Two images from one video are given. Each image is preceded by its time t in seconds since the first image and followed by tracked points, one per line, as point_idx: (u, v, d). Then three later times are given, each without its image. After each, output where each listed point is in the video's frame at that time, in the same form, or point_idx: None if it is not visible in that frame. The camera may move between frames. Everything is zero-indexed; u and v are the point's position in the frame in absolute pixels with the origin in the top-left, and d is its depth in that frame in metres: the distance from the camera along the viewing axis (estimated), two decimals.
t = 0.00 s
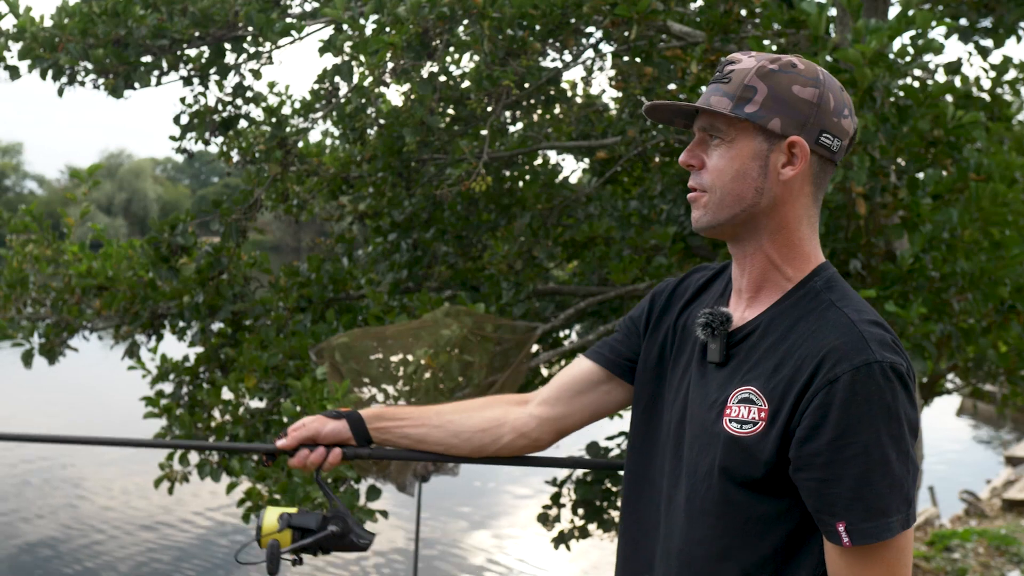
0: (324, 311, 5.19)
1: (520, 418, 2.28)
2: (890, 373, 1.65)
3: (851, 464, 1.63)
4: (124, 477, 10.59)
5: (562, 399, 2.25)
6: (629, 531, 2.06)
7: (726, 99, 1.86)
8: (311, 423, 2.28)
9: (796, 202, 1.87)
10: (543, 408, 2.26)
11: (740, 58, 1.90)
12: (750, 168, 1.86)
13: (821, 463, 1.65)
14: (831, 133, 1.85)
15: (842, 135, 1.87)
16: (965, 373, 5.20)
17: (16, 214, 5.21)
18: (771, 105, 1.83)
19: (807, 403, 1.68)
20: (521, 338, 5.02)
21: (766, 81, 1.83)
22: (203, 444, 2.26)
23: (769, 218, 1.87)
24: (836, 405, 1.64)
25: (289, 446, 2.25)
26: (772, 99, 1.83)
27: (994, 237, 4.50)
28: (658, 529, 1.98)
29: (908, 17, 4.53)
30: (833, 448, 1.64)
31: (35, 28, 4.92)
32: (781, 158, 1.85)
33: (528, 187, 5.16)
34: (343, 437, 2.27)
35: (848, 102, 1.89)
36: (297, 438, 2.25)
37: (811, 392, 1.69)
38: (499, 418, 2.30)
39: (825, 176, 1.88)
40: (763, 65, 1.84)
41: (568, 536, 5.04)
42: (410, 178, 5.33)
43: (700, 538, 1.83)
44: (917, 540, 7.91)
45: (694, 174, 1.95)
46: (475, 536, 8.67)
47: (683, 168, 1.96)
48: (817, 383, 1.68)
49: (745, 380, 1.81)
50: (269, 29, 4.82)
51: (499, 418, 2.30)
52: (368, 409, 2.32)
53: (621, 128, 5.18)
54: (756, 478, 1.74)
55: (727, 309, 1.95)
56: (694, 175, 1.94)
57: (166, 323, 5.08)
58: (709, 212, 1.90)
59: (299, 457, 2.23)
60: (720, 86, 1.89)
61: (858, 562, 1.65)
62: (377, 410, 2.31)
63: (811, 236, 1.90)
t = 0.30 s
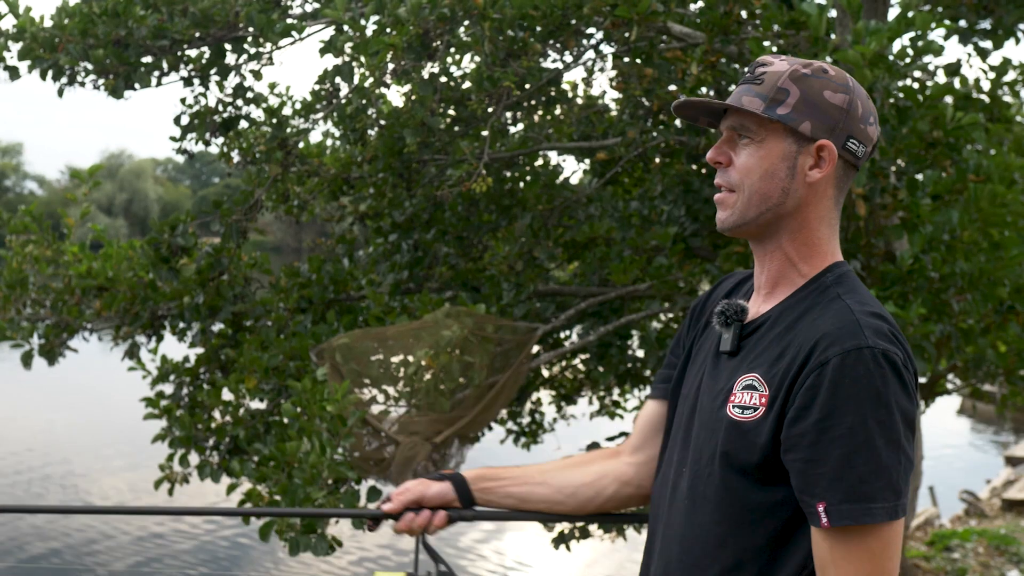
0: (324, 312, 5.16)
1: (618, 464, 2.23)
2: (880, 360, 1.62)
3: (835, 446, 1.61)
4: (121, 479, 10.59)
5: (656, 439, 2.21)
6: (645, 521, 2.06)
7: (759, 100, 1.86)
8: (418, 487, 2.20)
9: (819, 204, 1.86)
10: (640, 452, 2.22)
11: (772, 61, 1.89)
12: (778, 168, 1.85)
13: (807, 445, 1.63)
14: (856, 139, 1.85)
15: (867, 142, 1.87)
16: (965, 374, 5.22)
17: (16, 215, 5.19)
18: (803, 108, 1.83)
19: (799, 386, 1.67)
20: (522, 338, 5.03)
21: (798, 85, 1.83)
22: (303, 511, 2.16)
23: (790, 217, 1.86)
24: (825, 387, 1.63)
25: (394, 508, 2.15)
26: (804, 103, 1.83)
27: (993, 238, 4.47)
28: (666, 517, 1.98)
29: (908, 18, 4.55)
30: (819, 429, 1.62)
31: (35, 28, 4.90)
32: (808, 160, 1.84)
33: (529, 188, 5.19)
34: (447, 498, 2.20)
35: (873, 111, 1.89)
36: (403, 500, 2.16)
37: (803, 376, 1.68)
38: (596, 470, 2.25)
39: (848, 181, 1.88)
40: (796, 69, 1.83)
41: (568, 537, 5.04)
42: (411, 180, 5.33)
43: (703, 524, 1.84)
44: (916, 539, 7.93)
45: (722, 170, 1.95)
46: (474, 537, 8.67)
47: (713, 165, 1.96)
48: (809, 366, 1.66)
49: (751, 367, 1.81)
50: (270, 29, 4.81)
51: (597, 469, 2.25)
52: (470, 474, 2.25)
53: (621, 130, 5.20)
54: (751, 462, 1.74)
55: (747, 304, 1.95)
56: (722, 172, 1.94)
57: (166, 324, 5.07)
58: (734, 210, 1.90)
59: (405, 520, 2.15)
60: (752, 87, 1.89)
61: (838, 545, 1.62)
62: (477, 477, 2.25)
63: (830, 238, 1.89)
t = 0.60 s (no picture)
0: (324, 313, 5.16)
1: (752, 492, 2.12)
2: (826, 345, 1.52)
3: (760, 415, 1.53)
4: (118, 480, 10.58)
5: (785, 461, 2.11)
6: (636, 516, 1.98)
7: (770, 106, 1.75)
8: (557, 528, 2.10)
9: (823, 210, 1.77)
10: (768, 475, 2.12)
11: (779, 66, 1.79)
12: (785, 174, 1.75)
13: (738, 414, 1.56)
14: (862, 148, 1.77)
15: (872, 151, 1.80)
16: (963, 374, 5.24)
17: (14, 216, 5.17)
18: (814, 117, 1.73)
19: (752, 362, 1.60)
20: (522, 339, 4.99)
21: (810, 93, 1.74)
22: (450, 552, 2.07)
23: (792, 220, 1.77)
24: (767, 362, 1.55)
25: (537, 547, 2.06)
26: (815, 111, 1.73)
27: (991, 239, 4.48)
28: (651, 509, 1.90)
29: (906, 20, 4.56)
30: (751, 400, 1.55)
31: (33, 28, 4.87)
32: (816, 168, 1.75)
33: (529, 189, 5.23)
34: (589, 536, 2.11)
35: (877, 120, 1.82)
36: (545, 540, 2.06)
37: (757, 357, 1.60)
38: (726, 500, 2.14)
39: (851, 190, 1.80)
40: (807, 77, 1.74)
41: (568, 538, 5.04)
42: (411, 180, 5.33)
43: (681, 511, 1.77)
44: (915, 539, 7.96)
45: (726, 175, 1.84)
46: (472, 538, 8.67)
47: (717, 169, 1.85)
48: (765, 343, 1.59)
49: (732, 356, 1.73)
50: (269, 29, 4.80)
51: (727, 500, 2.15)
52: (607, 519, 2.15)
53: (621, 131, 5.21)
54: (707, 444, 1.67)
55: (747, 306, 1.85)
56: (727, 177, 1.83)
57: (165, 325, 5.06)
58: (737, 214, 1.80)
59: (550, 556, 2.04)
60: (760, 92, 1.77)
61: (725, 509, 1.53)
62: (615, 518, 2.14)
63: (832, 243, 1.79)
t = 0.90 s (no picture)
0: (322, 314, 5.16)
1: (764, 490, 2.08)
2: (802, 339, 1.51)
3: (742, 414, 1.53)
4: (117, 480, 10.57)
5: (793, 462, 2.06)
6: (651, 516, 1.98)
7: (763, 109, 1.74)
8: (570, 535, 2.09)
9: (820, 211, 1.77)
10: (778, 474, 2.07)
11: (772, 67, 1.78)
12: (780, 177, 1.75)
13: (724, 413, 1.56)
14: (858, 146, 1.76)
15: (867, 148, 1.79)
16: (962, 375, 5.24)
17: (11, 217, 5.15)
18: (807, 118, 1.72)
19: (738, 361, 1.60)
20: (521, 340, 5.00)
21: (803, 94, 1.72)
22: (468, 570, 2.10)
23: (788, 222, 1.76)
24: (748, 359, 1.55)
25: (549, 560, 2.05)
26: (809, 112, 1.72)
27: (990, 240, 4.46)
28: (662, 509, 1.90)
29: (905, 21, 4.56)
30: (735, 398, 1.55)
31: (30, 28, 4.85)
32: (811, 169, 1.74)
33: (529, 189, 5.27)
34: (602, 544, 2.08)
35: (872, 116, 1.80)
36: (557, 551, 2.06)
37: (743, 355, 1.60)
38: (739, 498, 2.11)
39: (848, 188, 1.79)
40: (800, 77, 1.73)
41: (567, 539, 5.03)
42: (410, 181, 5.33)
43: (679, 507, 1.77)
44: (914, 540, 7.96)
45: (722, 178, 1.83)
46: (471, 539, 8.67)
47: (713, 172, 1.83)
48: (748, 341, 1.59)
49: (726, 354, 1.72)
50: (267, 30, 4.80)
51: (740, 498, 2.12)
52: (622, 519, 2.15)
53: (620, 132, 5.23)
54: (700, 441, 1.68)
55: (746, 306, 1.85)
56: (723, 180, 1.82)
57: (163, 326, 5.05)
58: (733, 218, 1.79)
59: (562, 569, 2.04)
60: (753, 94, 1.76)
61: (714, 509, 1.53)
62: (632, 519, 2.15)
63: (830, 243, 1.79)
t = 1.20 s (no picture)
0: (322, 315, 5.16)
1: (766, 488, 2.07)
2: (868, 354, 1.52)
3: (813, 436, 1.52)
4: (118, 481, 10.56)
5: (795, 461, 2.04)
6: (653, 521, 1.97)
7: (740, 135, 1.73)
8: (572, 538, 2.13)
9: (819, 216, 1.76)
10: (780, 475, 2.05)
11: (737, 90, 1.77)
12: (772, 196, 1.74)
13: (789, 437, 1.54)
14: (839, 146, 1.74)
15: (847, 145, 1.77)
16: (962, 376, 5.23)
17: (11, 217, 5.15)
18: (785, 134, 1.71)
19: (785, 379, 1.58)
20: (521, 340, 4.99)
21: (774, 111, 1.72)
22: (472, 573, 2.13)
23: (793, 233, 1.76)
24: (808, 380, 1.54)
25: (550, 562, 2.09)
26: (785, 129, 1.71)
27: (991, 241, 4.46)
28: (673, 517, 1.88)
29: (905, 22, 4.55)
30: (801, 422, 1.53)
31: (30, 28, 4.85)
32: (802, 179, 1.72)
33: (529, 189, 5.30)
34: (603, 547, 2.12)
35: (845, 112, 1.78)
36: (558, 554, 2.10)
37: (790, 370, 1.58)
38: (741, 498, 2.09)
39: (839, 188, 1.77)
40: (767, 96, 1.72)
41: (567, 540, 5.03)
42: (410, 181, 5.33)
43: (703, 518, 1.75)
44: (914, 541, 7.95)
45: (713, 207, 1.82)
46: (471, 540, 8.66)
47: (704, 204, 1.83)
48: (797, 359, 1.57)
49: (750, 364, 1.70)
50: (267, 30, 4.79)
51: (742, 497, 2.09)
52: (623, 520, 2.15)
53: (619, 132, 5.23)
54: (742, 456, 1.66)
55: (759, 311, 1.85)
56: (714, 210, 1.81)
57: (163, 326, 5.04)
58: (734, 241, 1.78)
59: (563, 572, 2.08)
60: (725, 123, 1.76)
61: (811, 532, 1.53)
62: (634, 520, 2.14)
63: (834, 244, 1.79)
